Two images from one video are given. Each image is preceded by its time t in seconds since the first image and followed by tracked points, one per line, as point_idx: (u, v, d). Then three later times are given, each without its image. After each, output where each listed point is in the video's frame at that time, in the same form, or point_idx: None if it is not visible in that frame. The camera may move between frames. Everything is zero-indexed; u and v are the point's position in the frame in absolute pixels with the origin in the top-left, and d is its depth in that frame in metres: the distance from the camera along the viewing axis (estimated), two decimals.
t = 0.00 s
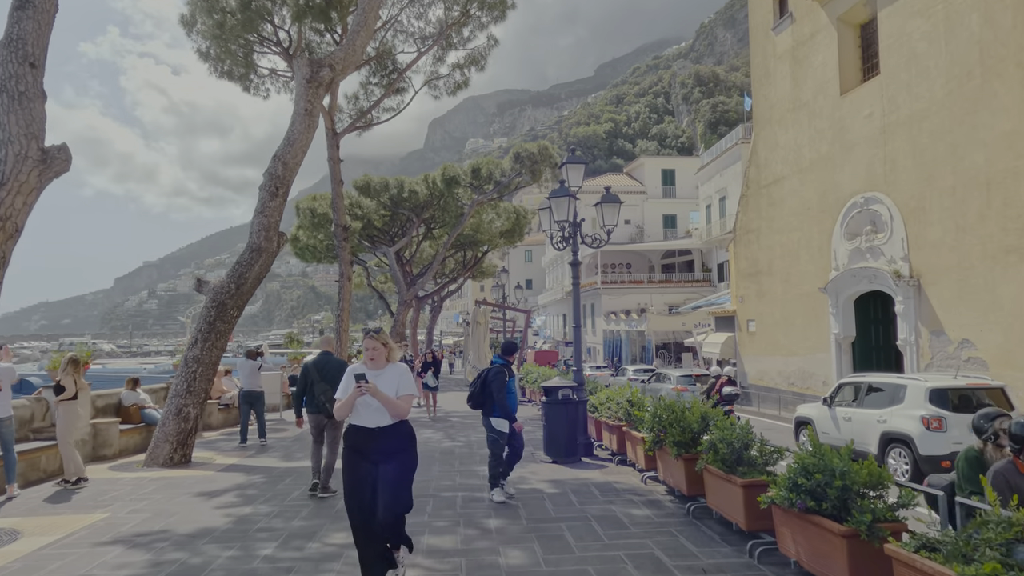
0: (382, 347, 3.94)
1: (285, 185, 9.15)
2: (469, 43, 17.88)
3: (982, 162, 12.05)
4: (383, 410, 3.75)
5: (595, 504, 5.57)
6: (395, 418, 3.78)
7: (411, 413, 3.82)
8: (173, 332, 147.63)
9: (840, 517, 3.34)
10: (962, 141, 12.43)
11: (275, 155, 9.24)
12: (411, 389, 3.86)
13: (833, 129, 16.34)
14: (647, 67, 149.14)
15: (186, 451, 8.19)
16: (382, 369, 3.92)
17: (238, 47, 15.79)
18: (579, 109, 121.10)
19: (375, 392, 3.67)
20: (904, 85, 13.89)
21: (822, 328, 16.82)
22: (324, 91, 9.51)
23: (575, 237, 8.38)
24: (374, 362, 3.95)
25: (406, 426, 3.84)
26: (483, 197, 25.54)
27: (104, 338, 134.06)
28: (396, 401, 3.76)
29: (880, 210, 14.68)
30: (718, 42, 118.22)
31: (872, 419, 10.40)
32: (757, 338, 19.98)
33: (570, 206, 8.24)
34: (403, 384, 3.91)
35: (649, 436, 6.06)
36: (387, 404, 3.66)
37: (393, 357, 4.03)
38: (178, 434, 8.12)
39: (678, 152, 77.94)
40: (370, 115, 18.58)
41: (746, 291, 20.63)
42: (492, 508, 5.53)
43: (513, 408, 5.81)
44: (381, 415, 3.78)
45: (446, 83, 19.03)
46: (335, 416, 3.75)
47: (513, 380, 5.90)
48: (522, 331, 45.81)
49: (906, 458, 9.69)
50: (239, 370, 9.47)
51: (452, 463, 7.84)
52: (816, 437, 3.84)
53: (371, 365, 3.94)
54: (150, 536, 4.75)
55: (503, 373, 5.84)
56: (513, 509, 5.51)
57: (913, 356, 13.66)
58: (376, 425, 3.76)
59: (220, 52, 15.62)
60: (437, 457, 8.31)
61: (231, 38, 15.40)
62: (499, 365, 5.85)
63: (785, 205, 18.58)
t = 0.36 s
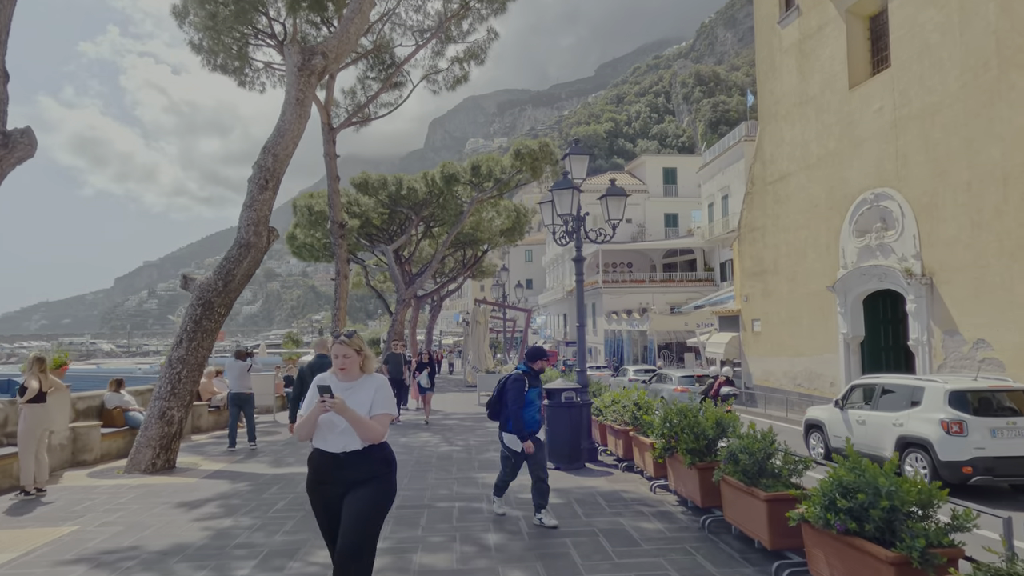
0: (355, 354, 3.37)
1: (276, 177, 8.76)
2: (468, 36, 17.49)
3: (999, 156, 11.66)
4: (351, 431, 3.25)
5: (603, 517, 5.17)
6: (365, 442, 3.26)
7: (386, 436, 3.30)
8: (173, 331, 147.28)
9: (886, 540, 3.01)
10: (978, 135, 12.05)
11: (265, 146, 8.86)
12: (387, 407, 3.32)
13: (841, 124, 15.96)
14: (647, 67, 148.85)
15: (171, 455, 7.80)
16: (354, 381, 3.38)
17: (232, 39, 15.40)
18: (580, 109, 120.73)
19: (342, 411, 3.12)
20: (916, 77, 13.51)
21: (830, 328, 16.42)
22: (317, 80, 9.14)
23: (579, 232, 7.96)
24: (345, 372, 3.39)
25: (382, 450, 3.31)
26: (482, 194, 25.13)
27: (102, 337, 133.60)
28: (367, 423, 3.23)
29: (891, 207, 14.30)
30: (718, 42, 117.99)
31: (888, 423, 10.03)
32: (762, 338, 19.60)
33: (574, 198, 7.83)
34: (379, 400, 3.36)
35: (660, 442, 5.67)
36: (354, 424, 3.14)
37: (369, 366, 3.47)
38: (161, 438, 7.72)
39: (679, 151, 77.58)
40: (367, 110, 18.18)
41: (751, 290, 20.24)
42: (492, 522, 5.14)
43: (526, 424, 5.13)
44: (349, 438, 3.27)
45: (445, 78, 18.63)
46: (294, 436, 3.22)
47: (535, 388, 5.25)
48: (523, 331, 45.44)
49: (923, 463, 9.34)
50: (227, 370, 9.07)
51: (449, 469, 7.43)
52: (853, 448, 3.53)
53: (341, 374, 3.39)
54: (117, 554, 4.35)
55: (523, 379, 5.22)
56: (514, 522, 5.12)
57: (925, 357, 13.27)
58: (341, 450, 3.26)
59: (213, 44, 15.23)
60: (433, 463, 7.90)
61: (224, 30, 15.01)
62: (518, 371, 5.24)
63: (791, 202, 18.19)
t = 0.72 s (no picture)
0: (309, 357, 2.84)
1: (265, 170, 8.36)
2: (467, 29, 17.10)
3: (1017, 149, 11.27)
4: (299, 455, 2.70)
5: (612, 535, 4.76)
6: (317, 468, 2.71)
7: (345, 461, 2.74)
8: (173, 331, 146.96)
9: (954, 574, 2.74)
10: (995, 128, 11.65)
11: (254, 137, 8.46)
12: (345, 424, 2.76)
13: (850, 118, 15.55)
14: (647, 67, 148.56)
15: (154, 463, 7.41)
16: (309, 391, 2.84)
17: (224, 32, 15.00)
18: (580, 109, 120.35)
19: (285, 429, 2.60)
20: (929, 70, 13.10)
21: (838, 328, 16.02)
22: (307, 69, 8.74)
23: (583, 227, 7.52)
24: (298, 377, 2.86)
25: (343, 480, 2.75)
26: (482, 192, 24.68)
27: (101, 337, 133.14)
28: (320, 444, 2.68)
29: (902, 204, 13.89)
30: (719, 41, 117.74)
31: (903, 427, 9.61)
32: (768, 338, 19.21)
33: (577, 191, 7.41)
34: (339, 415, 2.81)
35: (672, 452, 5.27)
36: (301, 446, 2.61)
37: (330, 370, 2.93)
38: (142, 445, 7.31)
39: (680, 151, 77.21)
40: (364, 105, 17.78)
41: (757, 289, 19.82)
42: (490, 541, 4.72)
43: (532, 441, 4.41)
44: (299, 462, 2.72)
45: (443, 72, 18.23)
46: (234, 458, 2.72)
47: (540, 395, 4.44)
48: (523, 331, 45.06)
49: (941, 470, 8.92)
50: (215, 372, 8.67)
51: (446, 478, 7.02)
52: (905, 466, 3.16)
53: (295, 380, 2.86)
54: None
55: (528, 387, 4.48)
56: (514, 541, 4.70)
57: (939, 358, 12.86)
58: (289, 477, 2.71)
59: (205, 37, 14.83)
60: (429, 471, 7.48)
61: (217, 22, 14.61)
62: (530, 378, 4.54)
63: (798, 200, 17.78)
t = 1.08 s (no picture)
0: (224, 364, 2.19)
1: (257, 159, 7.96)
2: (468, 19, 16.69)
3: None
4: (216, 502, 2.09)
5: (626, 551, 4.35)
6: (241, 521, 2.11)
7: (279, 506, 2.12)
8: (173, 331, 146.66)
9: None
10: (1016, 118, 11.24)
11: (244, 125, 8.05)
12: (277, 456, 2.13)
13: (861, 111, 15.14)
14: (648, 66, 148.21)
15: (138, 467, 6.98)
16: (227, 409, 2.21)
17: (220, 21, 14.61)
18: (581, 108, 119.97)
19: (184, 466, 1.97)
20: (945, 59, 12.69)
21: (849, 326, 15.60)
22: (301, 54, 8.35)
23: (591, 218, 7.12)
24: (214, 389, 2.22)
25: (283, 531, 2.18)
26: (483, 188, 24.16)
27: (100, 337, 132.64)
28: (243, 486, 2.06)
29: (916, 198, 13.48)
30: (720, 41, 117.59)
31: (922, 428, 9.19)
32: (776, 337, 18.83)
33: (585, 178, 6.99)
34: (268, 443, 2.16)
35: (691, 459, 4.93)
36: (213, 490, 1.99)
37: (258, 378, 2.29)
38: (125, 448, 6.87)
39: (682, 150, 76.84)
40: (363, 97, 17.38)
41: (764, 287, 19.40)
42: (494, 557, 4.30)
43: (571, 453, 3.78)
44: (215, 513, 2.11)
45: (444, 65, 17.82)
46: (135, 510, 2.18)
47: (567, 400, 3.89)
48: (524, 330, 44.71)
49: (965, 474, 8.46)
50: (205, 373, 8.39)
51: (446, 484, 6.59)
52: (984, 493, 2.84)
53: (210, 393, 2.22)
54: None
55: (552, 393, 3.92)
56: (521, 557, 4.29)
57: (956, 357, 12.45)
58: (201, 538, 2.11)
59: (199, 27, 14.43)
60: (429, 476, 7.07)
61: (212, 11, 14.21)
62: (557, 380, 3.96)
63: (807, 196, 17.37)
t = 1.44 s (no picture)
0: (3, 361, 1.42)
1: (247, 149, 7.57)
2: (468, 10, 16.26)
3: None
4: None
5: None
6: None
7: None
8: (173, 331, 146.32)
9: None
10: None
11: (233, 113, 7.64)
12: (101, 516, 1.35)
13: (873, 104, 14.73)
14: (649, 65, 147.87)
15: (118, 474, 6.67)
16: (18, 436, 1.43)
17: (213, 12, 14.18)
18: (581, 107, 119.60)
19: None
20: (962, 49, 12.29)
21: (861, 325, 15.21)
22: (293, 39, 7.96)
23: (600, 210, 6.71)
24: None
25: None
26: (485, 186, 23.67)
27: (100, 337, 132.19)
28: None
29: (932, 194, 13.09)
30: (720, 40, 117.38)
31: (938, 431, 8.78)
32: (784, 337, 18.44)
33: (594, 168, 6.58)
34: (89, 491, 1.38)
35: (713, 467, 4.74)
36: None
37: (75, 384, 1.51)
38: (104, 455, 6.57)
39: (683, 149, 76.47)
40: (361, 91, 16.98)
41: (771, 286, 18.98)
42: None
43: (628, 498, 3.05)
44: None
45: (444, 58, 17.40)
46: None
47: (627, 425, 3.14)
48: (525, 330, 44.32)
49: (985, 479, 8.04)
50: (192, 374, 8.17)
51: (445, 493, 6.18)
52: None
53: None
54: None
55: (607, 411, 3.18)
56: None
57: (975, 357, 12.06)
58: None
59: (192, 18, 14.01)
60: (428, 483, 6.66)
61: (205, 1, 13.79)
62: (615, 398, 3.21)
63: (816, 191, 16.97)
